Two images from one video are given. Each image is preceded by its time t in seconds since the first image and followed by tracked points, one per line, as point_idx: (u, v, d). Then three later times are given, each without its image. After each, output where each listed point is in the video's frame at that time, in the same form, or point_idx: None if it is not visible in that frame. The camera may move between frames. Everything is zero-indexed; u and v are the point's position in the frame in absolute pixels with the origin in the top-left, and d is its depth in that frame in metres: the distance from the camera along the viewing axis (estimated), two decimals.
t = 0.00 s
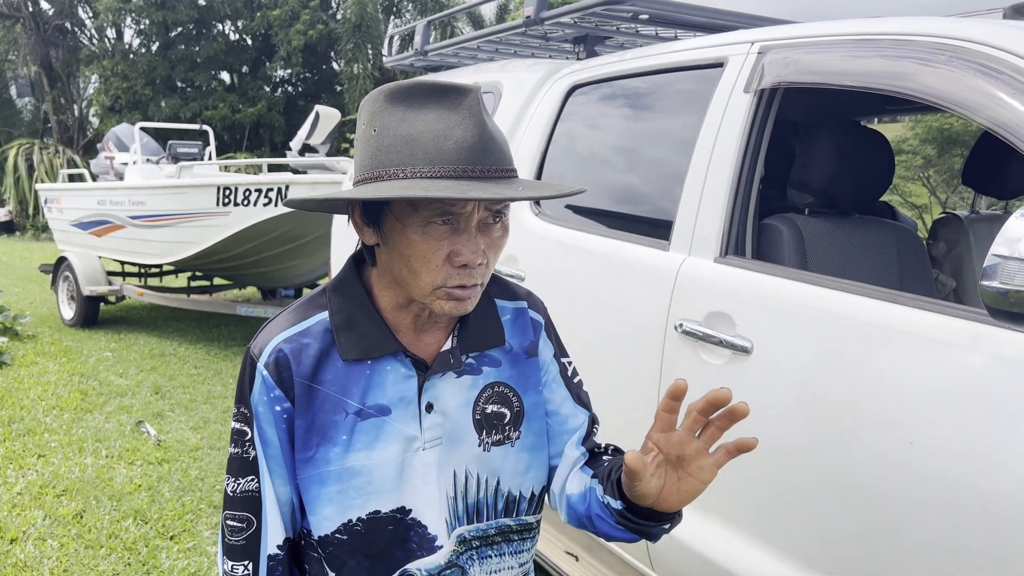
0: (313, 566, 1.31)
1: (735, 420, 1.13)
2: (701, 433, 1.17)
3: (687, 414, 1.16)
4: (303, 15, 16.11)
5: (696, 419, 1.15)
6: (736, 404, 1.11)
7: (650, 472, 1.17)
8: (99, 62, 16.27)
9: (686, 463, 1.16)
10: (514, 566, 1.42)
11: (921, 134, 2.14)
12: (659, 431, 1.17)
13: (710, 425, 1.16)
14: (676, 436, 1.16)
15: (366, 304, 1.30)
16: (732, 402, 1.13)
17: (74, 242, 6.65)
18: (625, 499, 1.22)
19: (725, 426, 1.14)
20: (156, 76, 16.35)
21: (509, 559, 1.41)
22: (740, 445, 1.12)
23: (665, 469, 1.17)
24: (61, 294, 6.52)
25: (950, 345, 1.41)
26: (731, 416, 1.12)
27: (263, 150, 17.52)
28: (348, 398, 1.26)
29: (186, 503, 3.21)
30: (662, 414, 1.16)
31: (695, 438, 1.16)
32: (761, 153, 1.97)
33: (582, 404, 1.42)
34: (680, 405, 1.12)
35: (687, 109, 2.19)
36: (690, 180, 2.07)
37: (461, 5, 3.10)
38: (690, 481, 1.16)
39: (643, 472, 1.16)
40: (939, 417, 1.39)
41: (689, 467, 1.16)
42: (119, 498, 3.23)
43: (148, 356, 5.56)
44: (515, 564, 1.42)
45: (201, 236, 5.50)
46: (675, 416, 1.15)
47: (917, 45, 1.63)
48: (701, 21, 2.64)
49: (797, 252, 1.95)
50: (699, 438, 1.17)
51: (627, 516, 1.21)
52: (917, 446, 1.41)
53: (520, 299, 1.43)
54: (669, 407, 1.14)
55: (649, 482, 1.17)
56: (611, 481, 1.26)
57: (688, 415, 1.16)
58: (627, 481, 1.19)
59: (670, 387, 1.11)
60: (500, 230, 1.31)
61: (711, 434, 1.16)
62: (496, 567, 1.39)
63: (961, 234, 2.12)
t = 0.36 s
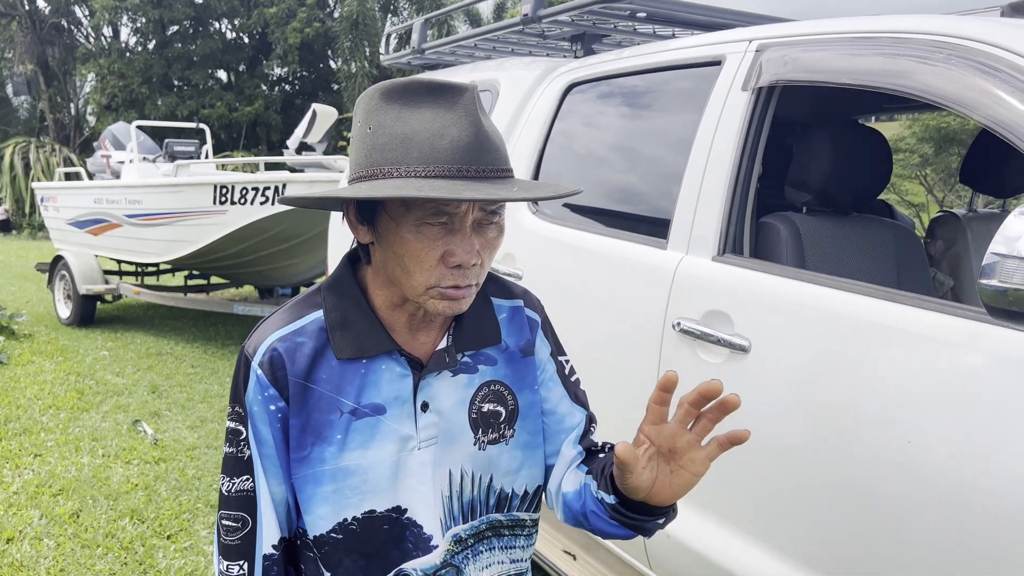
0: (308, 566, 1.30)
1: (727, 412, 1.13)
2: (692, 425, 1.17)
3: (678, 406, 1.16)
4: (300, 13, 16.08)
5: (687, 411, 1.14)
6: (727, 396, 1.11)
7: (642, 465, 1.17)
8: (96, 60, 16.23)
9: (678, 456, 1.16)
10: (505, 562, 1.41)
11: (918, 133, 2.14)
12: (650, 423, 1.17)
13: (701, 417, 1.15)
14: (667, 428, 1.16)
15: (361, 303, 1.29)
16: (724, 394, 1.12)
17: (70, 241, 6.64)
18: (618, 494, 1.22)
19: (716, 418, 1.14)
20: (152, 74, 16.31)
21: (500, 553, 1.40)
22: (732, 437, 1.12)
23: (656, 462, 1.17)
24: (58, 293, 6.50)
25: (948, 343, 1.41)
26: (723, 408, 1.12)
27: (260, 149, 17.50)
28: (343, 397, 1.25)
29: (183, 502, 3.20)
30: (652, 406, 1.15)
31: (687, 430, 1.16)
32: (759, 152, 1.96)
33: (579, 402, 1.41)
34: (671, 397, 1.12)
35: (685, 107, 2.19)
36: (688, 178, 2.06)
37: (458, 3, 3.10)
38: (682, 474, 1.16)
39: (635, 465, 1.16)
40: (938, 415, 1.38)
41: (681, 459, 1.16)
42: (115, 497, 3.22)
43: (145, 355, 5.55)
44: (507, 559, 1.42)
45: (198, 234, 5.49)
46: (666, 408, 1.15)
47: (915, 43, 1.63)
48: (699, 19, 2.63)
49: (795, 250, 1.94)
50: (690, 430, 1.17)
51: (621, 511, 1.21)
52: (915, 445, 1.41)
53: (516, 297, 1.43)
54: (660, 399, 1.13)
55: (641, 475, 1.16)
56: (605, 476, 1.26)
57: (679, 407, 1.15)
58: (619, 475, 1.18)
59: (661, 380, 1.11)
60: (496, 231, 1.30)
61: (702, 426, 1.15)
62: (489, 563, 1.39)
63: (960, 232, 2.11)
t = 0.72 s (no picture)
0: (308, 563, 1.29)
1: (739, 424, 1.12)
2: (702, 435, 1.16)
3: (689, 416, 1.14)
4: (297, 9, 16.06)
5: (698, 422, 1.13)
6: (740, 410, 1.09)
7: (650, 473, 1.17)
8: (93, 56, 16.19)
9: (687, 465, 1.15)
10: (507, 560, 1.41)
11: (917, 130, 2.17)
12: (660, 432, 1.16)
13: (712, 428, 1.14)
14: (677, 437, 1.15)
15: (360, 299, 1.29)
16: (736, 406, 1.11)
17: (67, 238, 6.62)
18: (624, 498, 1.21)
19: (727, 430, 1.12)
20: (150, 71, 16.28)
21: (502, 552, 1.40)
22: (742, 449, 1.11)
23: (665, 470, 1.16)
24: (55, 290, 6.49)
25: (948, 340, 1.41)
26: (734, 421, 1.11)
27: (258, 146, 17.48)
28: (343, 393, 1.25)
29: (181, 499, 3.20)
30: (663, 415, 1.14)
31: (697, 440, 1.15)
32: (758, 148, 1.96)
33: (579, 399, 1.41)
34: (683, 408, 1.11)
35: (684, 104, 2.18)
36: (687, 174, 2.06)
37: None
38: (690, 483, 1.15)
39: (643, 474, 1.15)
40: (938, 412, 1.38)
41: (689, 469, 1.15)
42: (113, 494, 3.22)
43: (142, 352, 5.53)
44: (508, 557, 1.41)
45: (195, 231, 5.48)
46: (677, 418, 1.14)
47: (914, 39, 1.62)
48: (697, 15, 2.63)
49: (795, 246, 1.94)
50: (700, 439, 1.16)
51: (626, 516, 1.21)
52: (915, 442, 1.41)
53: (516, 293, 1.42)
54: (672, 409, 1.12)
55: (648, 483, 1.16)
56: (610, 479, 1.25)
57: (690, 417, 1.14)
58: (627, 481, 1.18)
59: (673, 391, 1.09)
60: (495, 228, 1.29)
61: (713, 436, 1.14)
62: (489, 561, 1.38)
63: (959, 229, 2.11)
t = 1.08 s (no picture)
0: (311, 559, 1.29)
1: (744, 421, 1.12)
2: (707, 432, 1.16)
3: (695, 414, 1.15)
4: (295, 6, 16.03)
5: (704, 420, 1.13)
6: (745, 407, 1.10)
7: (655, 470, 1.17)
8: (90, 53, 16.15)
9: (692, 462, 1.16)
10: (509, 557, 1.41)
11: (915, 127, 2.18)
12: (666, 430, 1.16)
13: (717, 426, 1.14)
14: (683, 435, 1.15)
15: (363, 294, 1.29)
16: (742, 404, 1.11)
17: (65, 235, 6.61)
18: (627, 495, 1.21)
19: (733, 428, 1.13)
20: (147, 67, 16.24)
21: (504, 548, 1.39)
22: (748, 447, 1.12)
23: (670, 467, 1.17)
24: (53, 287, 6.48)
25: (949, 335, 1.40)
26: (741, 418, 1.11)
27: (256, 142, 17.45)
28: (345, 389, 1.24)
29: (179, 496, 3.19)
30: (669, 413, 1.14)
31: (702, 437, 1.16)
32: (758, 144, 1.96)
33: (582, 396, 1.41)
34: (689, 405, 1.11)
35: (683, 100, 2.18)
36: (687, 170, 2.05)
37: None
38: (695, 480, 1.16)
39: (648, 471, 1.15)
40: (940, 407, 1.38)
41: (694, 466, 1.16)
42: (111, 491, 3.21)
43: (141, 349, 5.53)
44: (510, 555, 1.41)
45: (193, 228, 5.47)
46: (683, 415, 1.14)
47: (915, 34, 1.62)
48: (696, 11, 2.62)
49: (794, 242, 1.94)
50: (705, 437, 1.16)
51: (630, 513, 1.21)
52: (915, 438, 1.41)
53: (518, 290, 1.42)
54: (678, 407, 1.12)
55: (654, 480, 1.16)
56: (613, 476, 1.25)
57: (696, 415, 1.14)
58: (632, 478, 1.18)
59: (681, 388, 1.09)
60: (499, 224, 1.29)
61: (718, 434, 1.15)
62: (491, 558, 1.38)
63: (958, 226, 2.10)
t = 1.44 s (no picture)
0: (311, 556, 1.30)
1: (737, 411, 1.13)
2: (701, 424, 1.16)
3: (689, 405, 1.15)
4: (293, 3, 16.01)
5: (698, 411, 1.14)
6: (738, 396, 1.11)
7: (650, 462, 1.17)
8: (88, 50, 16.11)
9: (687, 454, 1.16)
10: (504, 551, 1.41)
11: (913, 124, 2.20)
12: (660, 422, 1.16)
13: (711, 416, 1.15)
14: (677, 426, 1.15)
15: (363, 292, 1.29)
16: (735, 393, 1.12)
17: (63, 233, 6.61)
18: (623, 488, 1.22)
19: (726, 418, 1.14)
20: (145, 65, 16.21)
21: (499, 543, 1.40)
22: (742, 437, 1.13)
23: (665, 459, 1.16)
24: (50, 285, 6.47)
25: (947, 333, 1.41)
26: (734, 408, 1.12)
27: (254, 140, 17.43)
28: (346, 387, 1.25)
29: (178, 494, 3.19)
30: (663, 404, 1.15)
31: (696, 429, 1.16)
32: (757, 141, 1.96)
33: (581, 393, 1.41)
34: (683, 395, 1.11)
35: (681, 98, 2.18)
36: (686, 168, 2.06)
37: None
38: (690, 472, 1.16)
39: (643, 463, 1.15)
40: (937, 405, 1.38)
41: (689, 458, 1.16)
42: (111, 489, 3.21)
43: (139, 347, 5.53)
44: (505, 548, 1.41)
45: (191, 226, 5.46)
46: (677, 407, 1.14)
47: (913, 32, 1.62)
48: (695, 8, 2.62)
49: (792, 240, 1.94)
50: (700, 428, 1.16)
51: (626, 506, 1.21)
52: (913, 435, 1.41)
53: (518, 288, 1.42)
54: (672, 397, 1.12)
55: (649, 472, 1.16)
56: (610, 470, 1.25)
57: (690, 406, 1.15)
58: (627, 471, 1.18)
59: (674, 379, 1.10)
60: (499, 221, 1.29)
61: (712, 425, 1.15)
62: (489, 553, 1.39)
63: (956, 223, 2.11)
